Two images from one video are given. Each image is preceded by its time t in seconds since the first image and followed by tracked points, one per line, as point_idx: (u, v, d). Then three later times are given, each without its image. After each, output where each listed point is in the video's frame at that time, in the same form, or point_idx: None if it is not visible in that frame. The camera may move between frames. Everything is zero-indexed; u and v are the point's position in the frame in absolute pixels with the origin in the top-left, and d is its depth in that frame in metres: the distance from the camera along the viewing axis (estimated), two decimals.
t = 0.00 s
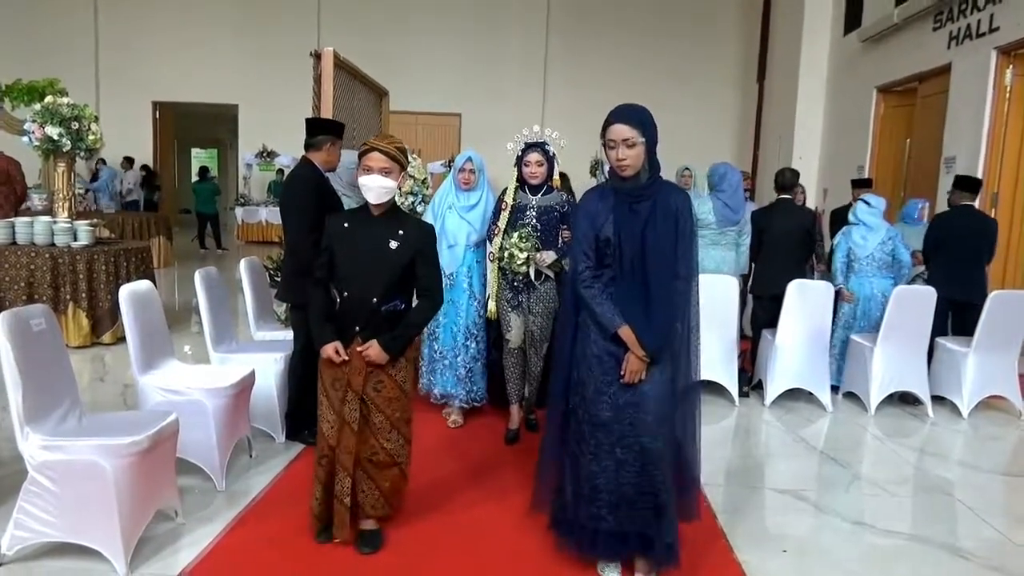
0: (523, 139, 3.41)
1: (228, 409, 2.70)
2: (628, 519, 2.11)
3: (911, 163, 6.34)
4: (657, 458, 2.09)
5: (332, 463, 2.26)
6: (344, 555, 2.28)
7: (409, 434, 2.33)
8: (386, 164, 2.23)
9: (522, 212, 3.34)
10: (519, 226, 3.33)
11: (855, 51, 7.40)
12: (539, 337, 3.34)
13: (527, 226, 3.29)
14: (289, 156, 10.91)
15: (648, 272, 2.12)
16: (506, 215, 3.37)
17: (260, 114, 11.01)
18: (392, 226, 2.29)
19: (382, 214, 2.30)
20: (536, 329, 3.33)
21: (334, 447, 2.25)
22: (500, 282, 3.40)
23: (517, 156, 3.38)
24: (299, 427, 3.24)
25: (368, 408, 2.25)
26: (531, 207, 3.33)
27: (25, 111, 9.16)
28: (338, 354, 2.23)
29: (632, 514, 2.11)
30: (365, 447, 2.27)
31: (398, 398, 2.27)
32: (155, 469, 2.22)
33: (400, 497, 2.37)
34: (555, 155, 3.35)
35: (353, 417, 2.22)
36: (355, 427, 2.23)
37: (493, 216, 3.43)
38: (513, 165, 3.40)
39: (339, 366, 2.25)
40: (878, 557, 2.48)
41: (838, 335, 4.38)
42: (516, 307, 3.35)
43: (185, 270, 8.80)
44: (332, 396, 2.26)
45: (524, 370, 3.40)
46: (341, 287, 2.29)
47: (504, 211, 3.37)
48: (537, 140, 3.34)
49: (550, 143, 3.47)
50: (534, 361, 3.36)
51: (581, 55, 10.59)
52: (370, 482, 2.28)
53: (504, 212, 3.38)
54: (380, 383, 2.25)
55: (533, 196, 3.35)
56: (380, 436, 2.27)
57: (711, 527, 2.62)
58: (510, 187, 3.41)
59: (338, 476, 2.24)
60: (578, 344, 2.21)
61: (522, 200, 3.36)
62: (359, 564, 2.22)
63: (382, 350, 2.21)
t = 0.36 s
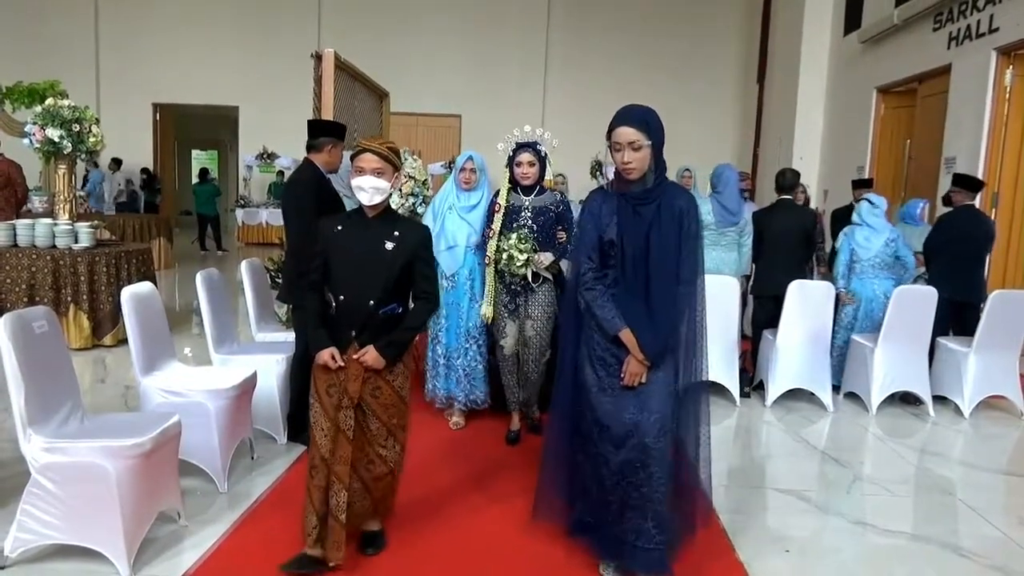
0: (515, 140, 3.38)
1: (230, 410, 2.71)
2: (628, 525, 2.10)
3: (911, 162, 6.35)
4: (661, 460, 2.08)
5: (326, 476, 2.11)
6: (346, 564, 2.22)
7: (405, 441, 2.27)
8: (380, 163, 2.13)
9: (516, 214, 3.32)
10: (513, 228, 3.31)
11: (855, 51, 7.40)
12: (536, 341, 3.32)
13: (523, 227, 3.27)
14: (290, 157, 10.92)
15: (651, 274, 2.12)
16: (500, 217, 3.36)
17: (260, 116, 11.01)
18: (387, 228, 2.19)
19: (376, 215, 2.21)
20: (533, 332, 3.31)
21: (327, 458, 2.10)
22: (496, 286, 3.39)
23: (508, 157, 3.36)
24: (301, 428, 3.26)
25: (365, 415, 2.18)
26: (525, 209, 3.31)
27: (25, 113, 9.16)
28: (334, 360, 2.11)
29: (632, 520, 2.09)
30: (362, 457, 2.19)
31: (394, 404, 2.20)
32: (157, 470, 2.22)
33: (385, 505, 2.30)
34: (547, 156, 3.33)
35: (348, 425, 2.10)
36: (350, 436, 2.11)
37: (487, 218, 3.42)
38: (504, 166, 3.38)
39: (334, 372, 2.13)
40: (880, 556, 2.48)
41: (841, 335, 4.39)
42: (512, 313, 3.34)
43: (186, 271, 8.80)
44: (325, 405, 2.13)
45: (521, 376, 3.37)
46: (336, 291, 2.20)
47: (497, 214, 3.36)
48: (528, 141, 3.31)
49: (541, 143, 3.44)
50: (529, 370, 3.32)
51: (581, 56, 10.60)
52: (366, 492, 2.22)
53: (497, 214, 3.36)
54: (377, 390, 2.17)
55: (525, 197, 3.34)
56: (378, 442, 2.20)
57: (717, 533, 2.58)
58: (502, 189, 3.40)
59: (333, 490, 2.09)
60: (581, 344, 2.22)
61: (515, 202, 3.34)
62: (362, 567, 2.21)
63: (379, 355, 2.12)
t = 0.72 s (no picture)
0: (516, 139, 3.35)
1: (234, 413, 2.71)
2: (629, 536, 2.09)
3: (910, 161, 6.36)
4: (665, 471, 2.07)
5: (325, 487, 2.10)
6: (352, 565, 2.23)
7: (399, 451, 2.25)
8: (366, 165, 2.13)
9: (517, 214, 3.28)
10: (514, 228, 3.27)
11: (853, 50, 7.41)
12: (539, 345, 3.24)
13: (524, 228, 3.23)
14: (289, 160, 10.92)
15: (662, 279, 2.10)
16: (500, 217, 3.33)
17: (259, 118, 11.02)
18: (375, 230, 2.18)
19: (364, 218, 2.19)
20: (536, 334, 3.23)
21: (323, 470, 2.09)
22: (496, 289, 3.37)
23: (508, 157, 3.31)
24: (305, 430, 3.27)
25: (357, 425, 2.15)
26: (526, 209, 3.27)
27: (25, 117, 9.18)
28: (324, 369, 2.08)
29: (632, 531, 2.08)
30: (359, 467, 2.17)
31: (386, 413, 2.18)
32: (162, 473, 2.22)
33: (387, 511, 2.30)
34: (548, 156, 3.28)
35: (344, 433, 2.10)
36: (347, 444, 2.11)
37: (488, 219, 3.38)
38: (505, 165, 3.34)
39: (325, 381, 2.10)
40: (883, 554, 2.49)
41: (841, 334, 4.38)
42: (514, 315, 3.30)
43: (186, 275, 8.81)
44: (318, 417, 2.10)
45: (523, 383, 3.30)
46: (324, 296, 2.16)
47: (497, 214, 3.33)
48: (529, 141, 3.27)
49: (542, 142, 3.40)
50: (530, 372, 3.23)
51: (579, 56, 10.61)
52: (365, 500, 2.21)
53: (498, 214, 3.34)
54: (370, 400, 2.15)
55: (527, 198, 3.30)
56: (373, 452, 2.18)
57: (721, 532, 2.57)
58: (503, 188, 3.36)
59: (334, 498, 2.09)
60: (589, 349, 2.20)
61: (516, 202, 3.31)
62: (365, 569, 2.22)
63: (371, 361, 2.10)
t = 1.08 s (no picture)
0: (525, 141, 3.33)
1: (236, 414, 2.72)
2: (648, 547, 2.03)
3: (908, 162, 6.38)
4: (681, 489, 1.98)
5: (319, 493, 2.08)
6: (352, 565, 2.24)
7: (388, 456, 2.26)
8: (346, 164, 2.08)
9: (519, 217, 3.26)
10: (518, 231, 3.25)
11: (851, 51, 7.44)
12: (542, 353, 3.22)
13: (526, 231, 3.22)
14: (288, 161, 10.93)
15: (687, 283, 1.98)
16: (503, 218, 3.31)
17: (258, 119, 11.03)
18: (358, 231, 2.14)
19: (345, 219, 2.15)
20: (538, 342, 3.21)
21: (314, 476, 2.08)
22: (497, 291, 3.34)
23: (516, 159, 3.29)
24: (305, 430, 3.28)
25: (346, 432, 2.16)
26: (529, 212, 3.25)
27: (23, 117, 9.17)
28: (309, 376, 2.06)
29: (651, 541, 2.02)
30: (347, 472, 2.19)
31: (376, 419, 2.19)
32: (165, 474, 2.23)
33: (381, 511, 2.32)
34: (556, 158, 3.26)
35: (334, 438, 2.10)
36: (337, 449, 2.11)
37: (488, 221, 3.36)
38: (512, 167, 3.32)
39: (310, 389, 2.08)
40: (885, 552, 2.50)
41: (841, 334, 4.41)
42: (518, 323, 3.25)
43: (185, 276, 8.81)
44: (307, 424, 2.09)
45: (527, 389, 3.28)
46: (307, 301, 2.13)
47: (501, 214, 3.30)
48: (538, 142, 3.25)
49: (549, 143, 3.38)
50: (531, 381, 3.22)
51: (578, 57, 10.63)
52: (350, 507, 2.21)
53: (501, 214, 3.31)
54: (359, 406, 2.16)
55: (530, 201, 3.28)
56: (361, 457, 2.19)
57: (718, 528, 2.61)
58: (507, 190, 3.34)
59: (327, 503, 2.10)
60: (604, 354, 2.10)
61: (519, 205, 3.28)
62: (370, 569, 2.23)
63: (358, 368, 2.08)
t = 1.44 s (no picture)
0: (522, 141, 3.34)
1: (239, 417, 2.73)
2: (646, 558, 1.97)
3: (904, 160, 6.40)
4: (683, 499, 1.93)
5: (315, 502, 2.05)
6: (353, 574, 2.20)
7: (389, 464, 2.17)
8: (329, 169, 2.01)
9: (521, 219, 3.26)
10: (519, 235, 3.26)
11: (846, 51, 7.47)
12: (549, 356, 3.24)
13: (529, 234, 3.23)
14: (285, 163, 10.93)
15: (697, 288, 1.90)
16: (504, 221, 3.29)
17: (255, 122, 11.03)
18: (342, 234, 2.07)
19: (327, 225, 2.07)
20: (546, 346, 3.23)
21: (310, 485, 2.05)
22: (500, 293, 3.31)
23: (514, 159, 3.30)
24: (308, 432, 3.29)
25: (344, 435, 2.08)
26: (530, 214, 3.26)
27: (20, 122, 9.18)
28: (306, 384, 2.01)
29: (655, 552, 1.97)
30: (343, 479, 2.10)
31: (375, 422, 2.10)
32: (170, 477, 2.24)
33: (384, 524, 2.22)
34: (556, 158, 3.27)
35: (329, 446, 2.05)
36: (331, 458, 2.05)
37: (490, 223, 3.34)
38: (510, 167, 3.32)
39: (308, 397, 2.05)
40: (884, 549, 2.52)
41: (840, 332, 4.42)
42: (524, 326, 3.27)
43: (184, 279, 8.81)
44: (303, 430, 2.06)
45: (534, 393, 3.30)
46: (297, 309, 2.06)
47: (501, 216, 3.29)
48: (536, 142, 3.26)
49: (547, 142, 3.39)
50: (541, 386, 3.24)
51: (574, 58, 10.65)
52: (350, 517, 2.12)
53: (501, 217, 3.29)
54: (357, 408, 2.08)
55: (530, 202, 3.28)
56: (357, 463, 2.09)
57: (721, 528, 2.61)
58: (506, 192, 3.33)
59: (319, 513, 2.05)
60: (608, 358, 2.01)
61: (519, 206, 3.28)
62: None
63: (357, 371, 2.03)
